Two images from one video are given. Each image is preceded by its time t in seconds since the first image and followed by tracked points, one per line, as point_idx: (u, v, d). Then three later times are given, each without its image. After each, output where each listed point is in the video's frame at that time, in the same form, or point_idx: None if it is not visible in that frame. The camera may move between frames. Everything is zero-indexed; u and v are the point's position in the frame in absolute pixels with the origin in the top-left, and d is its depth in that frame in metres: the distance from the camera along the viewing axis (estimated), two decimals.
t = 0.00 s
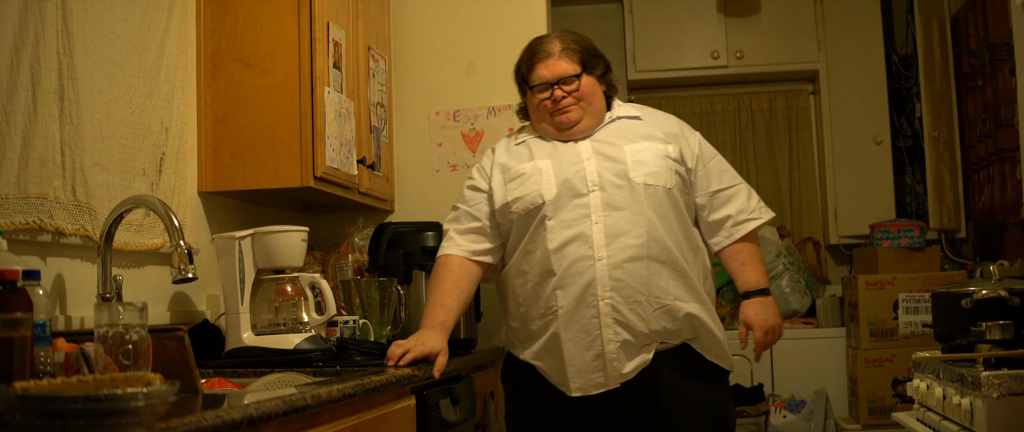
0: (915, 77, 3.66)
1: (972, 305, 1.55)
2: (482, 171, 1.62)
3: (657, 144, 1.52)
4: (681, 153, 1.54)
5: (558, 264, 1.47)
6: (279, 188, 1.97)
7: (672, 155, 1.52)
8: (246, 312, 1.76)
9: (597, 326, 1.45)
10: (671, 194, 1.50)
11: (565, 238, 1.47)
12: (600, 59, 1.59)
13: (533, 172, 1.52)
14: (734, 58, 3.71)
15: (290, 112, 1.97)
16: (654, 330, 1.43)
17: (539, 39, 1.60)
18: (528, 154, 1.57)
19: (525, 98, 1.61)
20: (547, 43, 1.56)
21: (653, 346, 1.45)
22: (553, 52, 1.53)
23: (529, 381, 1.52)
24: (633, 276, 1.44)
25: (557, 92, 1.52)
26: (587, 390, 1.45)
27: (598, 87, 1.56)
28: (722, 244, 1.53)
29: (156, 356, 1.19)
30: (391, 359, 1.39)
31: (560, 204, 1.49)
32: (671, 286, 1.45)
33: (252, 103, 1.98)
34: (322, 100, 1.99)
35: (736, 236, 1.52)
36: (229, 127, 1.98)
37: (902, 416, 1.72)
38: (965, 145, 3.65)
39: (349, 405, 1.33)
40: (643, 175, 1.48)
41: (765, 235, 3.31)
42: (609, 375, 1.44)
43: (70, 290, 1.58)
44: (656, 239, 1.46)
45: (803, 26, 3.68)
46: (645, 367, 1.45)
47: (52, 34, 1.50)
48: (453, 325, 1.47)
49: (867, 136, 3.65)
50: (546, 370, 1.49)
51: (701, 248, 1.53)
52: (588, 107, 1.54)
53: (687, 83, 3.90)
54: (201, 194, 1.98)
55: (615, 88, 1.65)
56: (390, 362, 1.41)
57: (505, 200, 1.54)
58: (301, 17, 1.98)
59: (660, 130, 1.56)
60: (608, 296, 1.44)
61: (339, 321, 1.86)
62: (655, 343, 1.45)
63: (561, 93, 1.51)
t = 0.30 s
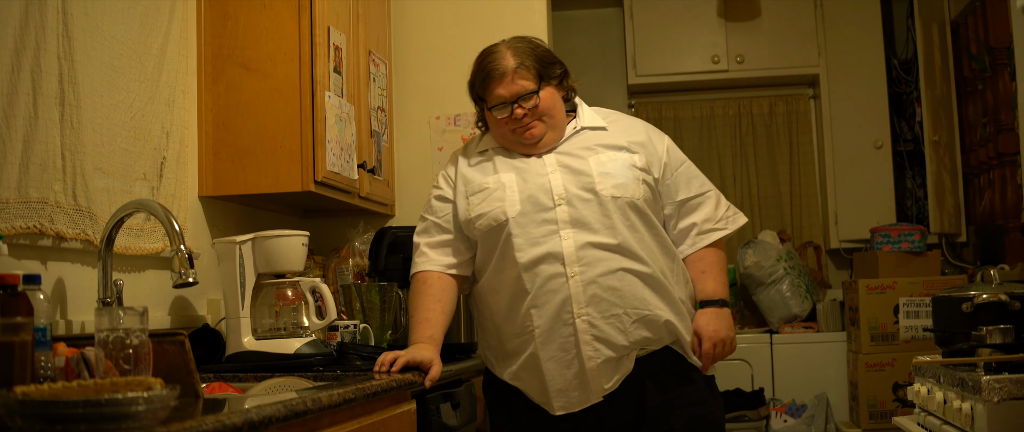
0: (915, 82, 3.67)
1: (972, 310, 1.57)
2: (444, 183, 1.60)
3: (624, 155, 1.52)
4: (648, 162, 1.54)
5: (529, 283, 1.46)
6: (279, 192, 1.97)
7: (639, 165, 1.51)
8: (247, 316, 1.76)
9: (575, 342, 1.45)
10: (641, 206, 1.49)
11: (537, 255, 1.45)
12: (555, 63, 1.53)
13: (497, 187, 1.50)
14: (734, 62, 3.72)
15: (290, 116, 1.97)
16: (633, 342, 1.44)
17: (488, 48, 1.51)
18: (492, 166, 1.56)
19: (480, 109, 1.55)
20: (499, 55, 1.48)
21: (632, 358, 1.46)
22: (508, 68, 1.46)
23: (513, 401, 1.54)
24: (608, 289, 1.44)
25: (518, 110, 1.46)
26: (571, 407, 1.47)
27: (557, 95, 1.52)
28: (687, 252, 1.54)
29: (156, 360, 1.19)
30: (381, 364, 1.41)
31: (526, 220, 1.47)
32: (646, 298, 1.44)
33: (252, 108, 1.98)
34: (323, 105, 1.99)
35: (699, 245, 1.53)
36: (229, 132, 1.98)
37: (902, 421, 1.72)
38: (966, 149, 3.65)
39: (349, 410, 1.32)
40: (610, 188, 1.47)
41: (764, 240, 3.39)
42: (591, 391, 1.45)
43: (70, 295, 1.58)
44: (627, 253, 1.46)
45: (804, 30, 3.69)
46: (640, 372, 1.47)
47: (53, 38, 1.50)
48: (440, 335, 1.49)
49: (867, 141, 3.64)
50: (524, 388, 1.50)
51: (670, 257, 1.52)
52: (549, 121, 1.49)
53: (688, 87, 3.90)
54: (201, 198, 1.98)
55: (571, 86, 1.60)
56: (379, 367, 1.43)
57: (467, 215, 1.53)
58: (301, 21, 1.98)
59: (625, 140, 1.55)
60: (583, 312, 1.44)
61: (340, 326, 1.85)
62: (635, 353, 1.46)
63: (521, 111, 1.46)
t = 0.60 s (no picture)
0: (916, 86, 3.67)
1: (973, 315, 1.57)
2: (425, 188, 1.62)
3: (590, 167, 1.45)
4: (618, 173, 1.46)
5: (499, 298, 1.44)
6: (280, 197, 1.97)
7: (604, 178, 1.44)
8: (248, 321, 1.76)
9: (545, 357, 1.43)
10: (607, 222, 1.43)
11: (503, 270, 1.43)
12: (531, 70, 1.47)
13: (465, 199, 1.49)
14: (734, 67, 3.72)
15: (291, 122, 1.97)
16: (604, 355, 1.42)
17: (461, 60, 1.46)
18: (466, 175, 1.55)
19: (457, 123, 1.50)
20: (472, 67, 1.43)
21: (604, 370, 1.44)
22: (482, 82, 1.40)
23: (500, 415, 1.54)
24: (574, 304, 1.41)
25: (495, 127, 1.42)
26: (544, 419, 1.47)
27: (535, 105, 1.47)
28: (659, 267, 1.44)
29: (156, 366, 1.19)
30: (381, 369, 1.45)
31: (491, 234, 1.45)
32: (616, 310, 1.41)
33: (252, 113, 1.98)
34: (323, 110, 1.99)
35: (667, 261, 1.41)
36: (229, 137, 1.98)
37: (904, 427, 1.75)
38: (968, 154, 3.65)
39: (349, 415, 1.32)
40: (567, 208, 1.42)
41: (764, 245, 3.38)
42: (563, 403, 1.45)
43: (71, 299, 1.58)
44: (594, 267, 1.42)
45: (805, 36, 3.70)
46: (626, 383, 1.45)
47: (54, 43, 1.50)
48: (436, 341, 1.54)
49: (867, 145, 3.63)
50: (500, 401, 1.52)
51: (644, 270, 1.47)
52: (529, 134, 1.45)
53: (689, 92, 3.90)
54: (203, 204, 1.98)
55: (550, 90, 1.54)
56: (379, 373, 1.46)
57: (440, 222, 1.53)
58: (302, 26, 1.98)
59: (593, 149, 1.48)
60: (551, 326, 1.42)
61: (340, 331, 1.86)
62: (607, 364, 1.43)
63: (498, 126, 1.42)
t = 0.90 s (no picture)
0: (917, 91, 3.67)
1: (975, 319, 1.57)
2: (423, 194, 1.64)
3: (562, 178, 1.43)
4: (592, 183, 1.43)
5: (487, 305, 1.45)
6: (281, 202, 1.97)
7: (575, 190, 1.42)
8: (249, 326, 1.76)
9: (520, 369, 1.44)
10: (579, 235, 1.42)
11: (479, 282, 1.45)
12: (520, 78, 1.46)
13: (452, 208, 1.51)
14: (736, 72, 3.73)
15: (292, 127, 1.97)
16: (576, 368, 1.41)
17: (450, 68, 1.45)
18: (454, 182, 1.56)
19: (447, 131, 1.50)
20: (460, 76, 1.42)
21: (579, 382, 1.43)
22: (467, 92, 1.39)
23: (495, 423, 1.54)
24: (547, 317, 1.41)
25: (481, 137, 1.41)
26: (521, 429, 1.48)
27: (524, 113, 1.46)
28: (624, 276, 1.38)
29: (158, 371, 1.19)
30: (382, 374, 1.47)
31: (471, 245, 1.47)
32: (589, 323, 1.40)
33: (253, 118, 1.98)
34: (324, 115, 1.99)
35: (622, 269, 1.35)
36: (231, 142, 1.98)
37: None
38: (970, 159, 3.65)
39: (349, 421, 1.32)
40: (538, 222, 1.41)
41: (766, 249, 3.38)
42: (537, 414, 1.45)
43: (73, 305, 1.58)
44: (568, 279, 1.41)
45: (806, 41, 3.71)
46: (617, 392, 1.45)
47: (56, 49, 1.51)
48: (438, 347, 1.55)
49: (868, 149, 3.63)
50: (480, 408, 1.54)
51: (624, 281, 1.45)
52: (516, 144, 1.44)
53: (691, 96, 3.90)
54: (204, 209, 1.98)
55: (540, 96, 1.52)
56: (380, 378, 1.48)
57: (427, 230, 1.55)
58: (303, 31, 1.98)
59: (568, 160, 1.45)
60: (525, 339, 1.42)
61: (342, 336, 1.84)
62: (582, 376, 1.43)
63: (485, 136, 1.41)
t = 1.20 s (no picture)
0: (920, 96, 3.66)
1: (978, 324, 1.57)
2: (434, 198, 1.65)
3: (563, 190, 1.41)
4: (597, 195, 1.41)
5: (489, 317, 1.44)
6: (284, 207, 1.97)
7: (577, 203, 1.40)
8: (251, 331, 1.76)
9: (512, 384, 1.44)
10: (576, 251, 1.40)
11: (480, 292, 1.45)
12: (529, 82, 1.44)
13: (458, 214, 1.52)
14: (738, 77, 3.73)
15: (295, 131, 1.97)
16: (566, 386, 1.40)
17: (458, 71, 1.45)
18: (461, 188, 1.58)
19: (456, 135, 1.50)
20: (467, 79, 1.42)
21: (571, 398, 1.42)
22: (474, 96, 1.39)
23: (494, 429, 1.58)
24: (539, 333, 1.40)
25: (488, 143, 1.41)
26: None
27: (531, 119, 1.45)
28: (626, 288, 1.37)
29: (161, 376, 1.19)
30: (385, 379, 1.48)
31: (473, 255, 1.47)
32: (581, 340, 1.38)
33: (256, 123, 1.98)
34: (327, 120, 2.00)
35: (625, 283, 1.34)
36: (234, 147, 1.98)
37: None
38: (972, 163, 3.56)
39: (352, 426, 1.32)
40: (537, 235, 1.40)
41: (768, 254, 3.39)
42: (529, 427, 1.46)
43: (75, 310, 1.58)
44: (563, 296, 1.40)
45: (808, 47, 3.72)
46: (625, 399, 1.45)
47: (58, 54, 1.51)
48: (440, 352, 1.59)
49: (871, 154, 3.63)
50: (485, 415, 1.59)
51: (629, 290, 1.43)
52: (523, 150, 1.44)
53: (693, 102, 3.90)
54: (206, 214, 1.98)
55: (549, 100, 1.51)
56: (384, 383, 1.49)
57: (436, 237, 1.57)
58: (306, 37, 1.99)
59: (572, 171, 1.43)
60: (517, 355, 1.42)
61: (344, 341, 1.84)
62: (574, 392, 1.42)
63: (490, 142, 1.41)
